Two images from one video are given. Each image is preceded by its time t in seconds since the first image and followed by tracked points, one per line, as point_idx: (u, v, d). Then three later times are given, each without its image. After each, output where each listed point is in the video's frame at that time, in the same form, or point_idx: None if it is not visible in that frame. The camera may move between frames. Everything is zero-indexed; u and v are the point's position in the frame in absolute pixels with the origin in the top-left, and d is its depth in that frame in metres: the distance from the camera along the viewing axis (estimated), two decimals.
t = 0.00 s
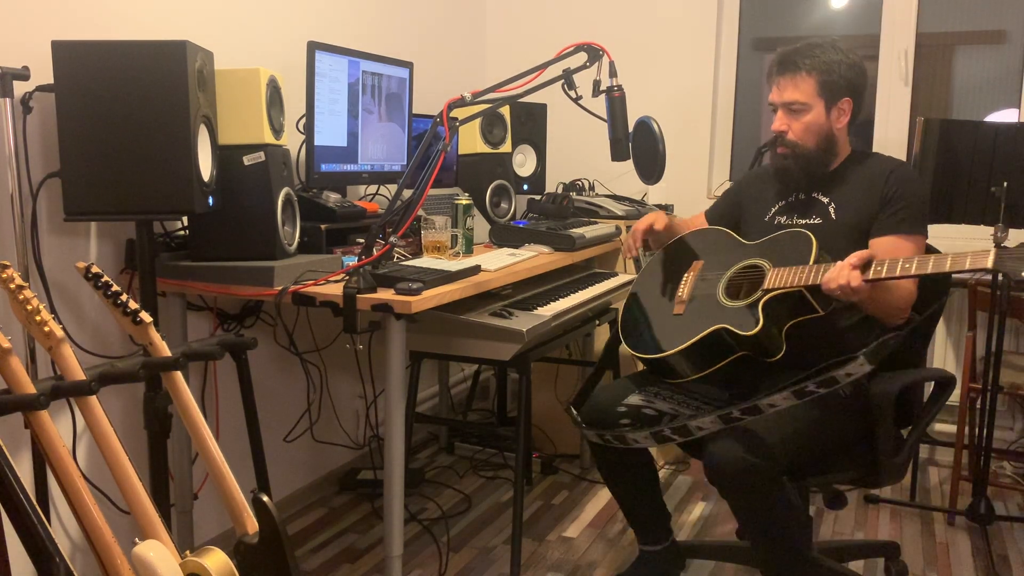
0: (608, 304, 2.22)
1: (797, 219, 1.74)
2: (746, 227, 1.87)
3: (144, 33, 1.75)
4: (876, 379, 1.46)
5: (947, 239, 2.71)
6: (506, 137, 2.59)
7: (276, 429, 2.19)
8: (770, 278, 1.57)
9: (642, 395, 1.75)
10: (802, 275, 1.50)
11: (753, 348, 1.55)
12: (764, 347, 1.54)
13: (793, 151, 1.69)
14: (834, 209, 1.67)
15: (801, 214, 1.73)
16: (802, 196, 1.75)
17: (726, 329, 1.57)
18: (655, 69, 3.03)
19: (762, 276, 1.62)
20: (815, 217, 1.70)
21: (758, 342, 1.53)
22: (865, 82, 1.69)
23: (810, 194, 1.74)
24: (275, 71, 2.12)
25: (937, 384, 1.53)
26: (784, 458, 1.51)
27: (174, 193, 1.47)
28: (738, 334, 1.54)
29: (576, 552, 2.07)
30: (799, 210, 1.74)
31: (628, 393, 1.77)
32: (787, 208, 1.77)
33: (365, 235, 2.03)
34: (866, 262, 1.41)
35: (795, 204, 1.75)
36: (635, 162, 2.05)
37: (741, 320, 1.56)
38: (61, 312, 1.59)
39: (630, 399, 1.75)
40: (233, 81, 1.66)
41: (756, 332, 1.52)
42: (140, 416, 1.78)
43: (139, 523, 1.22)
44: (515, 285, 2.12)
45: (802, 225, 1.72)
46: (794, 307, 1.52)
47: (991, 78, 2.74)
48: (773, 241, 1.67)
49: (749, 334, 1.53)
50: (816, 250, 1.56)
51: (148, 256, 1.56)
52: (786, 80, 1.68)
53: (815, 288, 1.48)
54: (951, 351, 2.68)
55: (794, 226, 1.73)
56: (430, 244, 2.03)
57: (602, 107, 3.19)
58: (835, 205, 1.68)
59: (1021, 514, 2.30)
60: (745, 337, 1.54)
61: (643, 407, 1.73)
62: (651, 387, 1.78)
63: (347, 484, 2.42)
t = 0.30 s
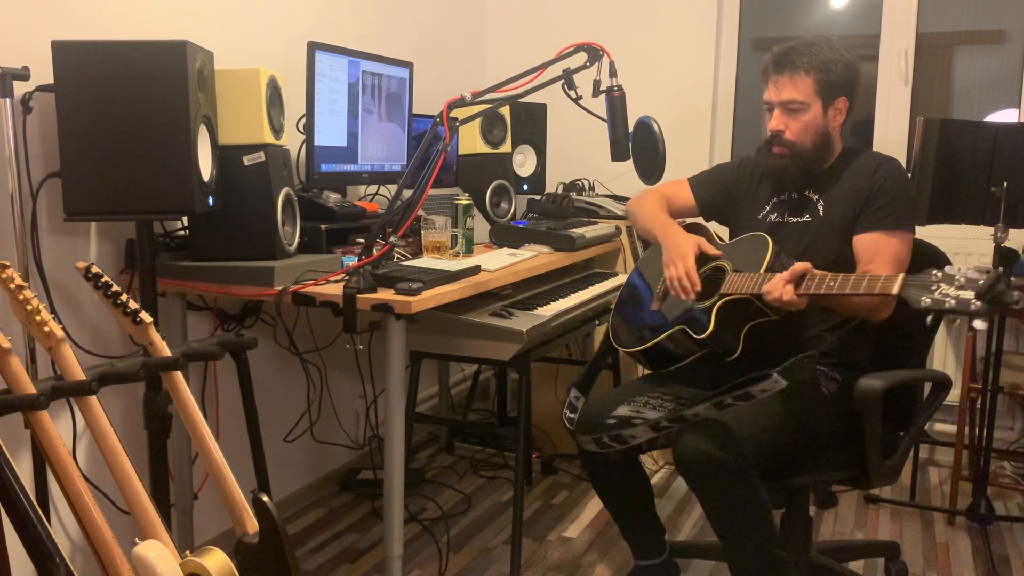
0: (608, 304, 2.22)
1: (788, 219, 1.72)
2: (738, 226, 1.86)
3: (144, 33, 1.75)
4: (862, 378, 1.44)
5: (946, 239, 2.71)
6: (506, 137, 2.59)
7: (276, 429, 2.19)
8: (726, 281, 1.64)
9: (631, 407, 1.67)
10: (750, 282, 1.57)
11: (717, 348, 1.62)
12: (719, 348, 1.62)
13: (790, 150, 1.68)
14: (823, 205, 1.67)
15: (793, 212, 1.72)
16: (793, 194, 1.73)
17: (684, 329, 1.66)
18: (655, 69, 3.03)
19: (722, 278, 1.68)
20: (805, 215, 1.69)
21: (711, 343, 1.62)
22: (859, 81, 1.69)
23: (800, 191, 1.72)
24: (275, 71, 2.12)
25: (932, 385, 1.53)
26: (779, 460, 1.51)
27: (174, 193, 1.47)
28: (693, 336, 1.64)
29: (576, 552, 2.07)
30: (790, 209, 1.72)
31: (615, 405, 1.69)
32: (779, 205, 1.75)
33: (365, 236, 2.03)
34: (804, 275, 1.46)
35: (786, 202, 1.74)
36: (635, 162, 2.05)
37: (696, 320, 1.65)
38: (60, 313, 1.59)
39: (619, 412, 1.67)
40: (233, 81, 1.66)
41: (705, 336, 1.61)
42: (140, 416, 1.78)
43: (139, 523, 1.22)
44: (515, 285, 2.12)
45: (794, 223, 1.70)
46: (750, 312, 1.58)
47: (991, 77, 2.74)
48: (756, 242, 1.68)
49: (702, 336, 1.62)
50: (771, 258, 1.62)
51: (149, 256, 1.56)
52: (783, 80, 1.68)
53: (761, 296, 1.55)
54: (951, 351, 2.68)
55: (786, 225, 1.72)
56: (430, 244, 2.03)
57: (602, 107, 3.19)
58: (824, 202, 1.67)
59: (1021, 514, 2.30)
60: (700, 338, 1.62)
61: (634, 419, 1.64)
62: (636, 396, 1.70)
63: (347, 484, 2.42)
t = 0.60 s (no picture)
0: (608, 304, 2.22)
1: (785, 220, 1.73)
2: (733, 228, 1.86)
3: (144, 33, 1.75)
4: (863, 379, 1.44)
5: (946, 239, 2.71)
6: (506, 137, 2.59)
7: (276, 429, 2.19)
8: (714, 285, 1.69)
9: (632, 416, 1.70)
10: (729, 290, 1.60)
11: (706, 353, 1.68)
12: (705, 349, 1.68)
13: (790, 151, 1.68)
14: (818, 208, 1.68)
15: (789, 214, 1.72)
16: (790, 195, 1.74)
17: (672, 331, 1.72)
18: (655, 68, 3.03)
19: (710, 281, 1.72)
20: (801, 217, 1.70)
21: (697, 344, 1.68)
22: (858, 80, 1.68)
23: (796, 193, 1.73)
24: (275, 71, 2.12)
25: (933, 385, 1.52)
26: (779, 462, 1.51)
27: (174, 193, 1.47)
28: (679, 338, 1.70)
29: (576, 552, 2.07)
30: (786, 210, 1.73)
31: (617, 412, 1.72)
32: (775, 207, 1.75)
33: (365, 236, 2.03)
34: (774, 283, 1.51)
35: (782, 204, 1.74)
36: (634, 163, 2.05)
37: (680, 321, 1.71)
38: (60, 313, 1.59)
39: (620, 421, 1.70)
40: (232, 81, 1.66)
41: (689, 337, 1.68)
42: (139, 416, 1.78)
43: (139, 523, 1.22)
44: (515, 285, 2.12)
45: (790, 225, 1.71)
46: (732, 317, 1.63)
47: (991, 77, 2.73)
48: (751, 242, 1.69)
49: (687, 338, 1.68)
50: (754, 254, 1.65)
51: (149, 256, 1.56)
52: (785, 80, 1.66)
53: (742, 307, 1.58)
54: (951, 351, 2.68)
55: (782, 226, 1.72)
56: (430, 244, 2.03)
57: (602, 107, 3.19)
58: (819, 204, 1.68)
59: (1021, 514, 2.30)
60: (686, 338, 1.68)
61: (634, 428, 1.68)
62: (639, 403, 1.73)
63: (348, 484, 2.42)
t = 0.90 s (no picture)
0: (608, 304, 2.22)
1: (788, 224, 1.72)
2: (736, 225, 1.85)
3: (144, 33, 1.75)
4: (863, 381, 1.44)
5: (946, 239, 2.71)
6: (506, 137, 2.58)
7: (276, 429, 2.19)
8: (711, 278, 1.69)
9: (637, 420, 1.70)
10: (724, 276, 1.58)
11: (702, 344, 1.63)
12: (704, 341, 1.63)
13: (799, 159, 1.66)
14: (821, 213, 1.67)
15: (792, 218, 1.71)
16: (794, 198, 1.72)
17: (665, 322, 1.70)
18: (655, 68, 3.03)
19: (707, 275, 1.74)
20: (804, 221, 1.69)
21: (690, 333, 1.66)
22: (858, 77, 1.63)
23: (800, 196, 1.71)
24: (275, 71, 2.12)
25: (934, 386, 1.53)
26: (779, 463, 1.51)
27: (174, 193, 1.47)
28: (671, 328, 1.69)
29: (576, 552, 2.07)
30: (790, 213, 1.72)
31: (622, 417, 1.71)
32: (779, 208, 1.74)
33: (365, 236, 2.03)
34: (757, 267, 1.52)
35: (786, 206, 1.73)
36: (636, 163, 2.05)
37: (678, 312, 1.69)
38: (60, 313, 1.59)
39: (625, 425, 1.69)
40: (232, 80, 1.65)
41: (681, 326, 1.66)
42: (139, 416, 1.78)
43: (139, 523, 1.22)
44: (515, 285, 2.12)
45: (793, 229, 1.71)
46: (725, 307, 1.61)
47: (991, 77, 2.74)
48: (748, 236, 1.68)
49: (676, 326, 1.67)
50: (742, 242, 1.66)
51: (149, 256, 1.56)
52: (790, 92, 1.61)
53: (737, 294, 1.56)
54: (951, 351, 2.68)
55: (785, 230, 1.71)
56: (430, 244, 2.03)
57: (602, 107, 3.19)
58: (822, 209, 1.67)
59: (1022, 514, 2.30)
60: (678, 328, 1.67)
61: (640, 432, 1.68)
62: (643, 406, 1.72)
63: (348, 484, 2.42)
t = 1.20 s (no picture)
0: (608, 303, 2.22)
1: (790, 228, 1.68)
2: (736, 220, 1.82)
3: (144, 33, 1.75)
4: (865, 381, 1.45)
5: (946, 239, 2.71)
6: (506, 137, 2.58)
7: (276, 429, 2.19)
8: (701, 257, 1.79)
9: (649, 428, 1.70)
10: (704, 250, 1.67)
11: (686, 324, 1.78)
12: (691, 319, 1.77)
13: (802, 164, 1.62)
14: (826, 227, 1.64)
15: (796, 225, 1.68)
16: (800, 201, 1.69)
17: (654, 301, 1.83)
18: (655, 68, 3.03)
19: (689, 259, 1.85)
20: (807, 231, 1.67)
21: (681, 312, 1.78)
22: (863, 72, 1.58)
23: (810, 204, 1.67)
24: (275, 71, 2.12)
25: (934, 386, 1.53)
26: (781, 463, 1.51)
27: (174, 193, 1.47)
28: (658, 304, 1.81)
29: (576, 552, 2.07)
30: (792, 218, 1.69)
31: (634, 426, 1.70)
32: (786, 213, 1.71)
33: (365, 236, 2.03)
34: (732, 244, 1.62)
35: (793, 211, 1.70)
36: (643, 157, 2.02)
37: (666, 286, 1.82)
38: (60, 313, 1.59)
39: (639, 433, 1.69)
40: (233, 81, 1.65)
41: (664, 302, 1.78)
42: (140, 416, 1.78)
43: (139, 524, 1.22)
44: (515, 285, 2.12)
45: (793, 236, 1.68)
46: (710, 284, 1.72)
47: (991, 78, 2.74)
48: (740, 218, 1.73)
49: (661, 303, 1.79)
50: (727, 220, 1.74)
51: (149, 256, 1.56)
52: (792, 98, 1.56)
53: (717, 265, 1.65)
54: (951, 351, 2.69)
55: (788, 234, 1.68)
56: (430, 244, 2.03)
57: (602, 107, 3.20)
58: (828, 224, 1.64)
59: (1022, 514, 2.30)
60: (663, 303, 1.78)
61: (655, 439, 1.68)
62: (653, 412, 1.73)
63: (348, 484, 2.42)
